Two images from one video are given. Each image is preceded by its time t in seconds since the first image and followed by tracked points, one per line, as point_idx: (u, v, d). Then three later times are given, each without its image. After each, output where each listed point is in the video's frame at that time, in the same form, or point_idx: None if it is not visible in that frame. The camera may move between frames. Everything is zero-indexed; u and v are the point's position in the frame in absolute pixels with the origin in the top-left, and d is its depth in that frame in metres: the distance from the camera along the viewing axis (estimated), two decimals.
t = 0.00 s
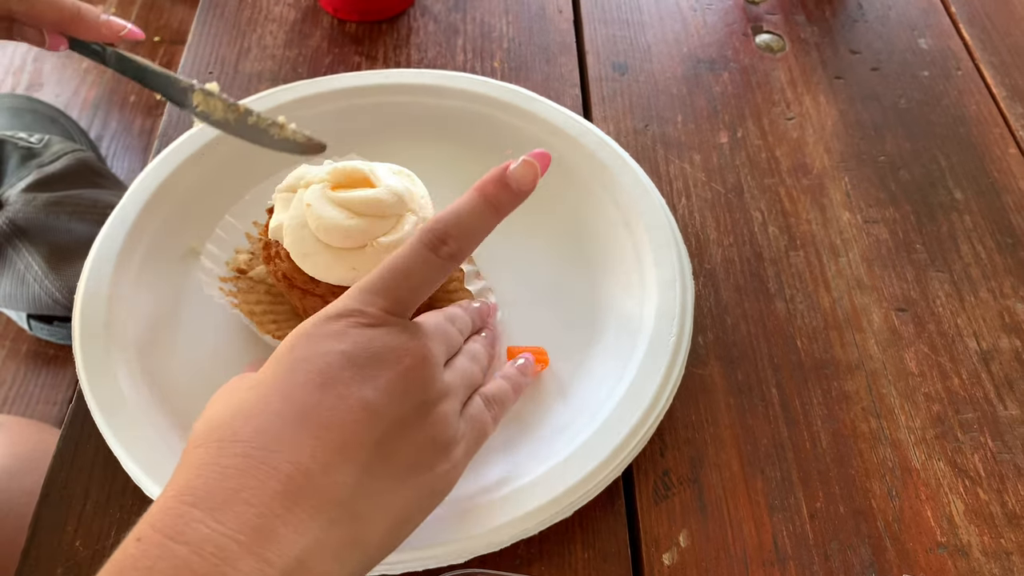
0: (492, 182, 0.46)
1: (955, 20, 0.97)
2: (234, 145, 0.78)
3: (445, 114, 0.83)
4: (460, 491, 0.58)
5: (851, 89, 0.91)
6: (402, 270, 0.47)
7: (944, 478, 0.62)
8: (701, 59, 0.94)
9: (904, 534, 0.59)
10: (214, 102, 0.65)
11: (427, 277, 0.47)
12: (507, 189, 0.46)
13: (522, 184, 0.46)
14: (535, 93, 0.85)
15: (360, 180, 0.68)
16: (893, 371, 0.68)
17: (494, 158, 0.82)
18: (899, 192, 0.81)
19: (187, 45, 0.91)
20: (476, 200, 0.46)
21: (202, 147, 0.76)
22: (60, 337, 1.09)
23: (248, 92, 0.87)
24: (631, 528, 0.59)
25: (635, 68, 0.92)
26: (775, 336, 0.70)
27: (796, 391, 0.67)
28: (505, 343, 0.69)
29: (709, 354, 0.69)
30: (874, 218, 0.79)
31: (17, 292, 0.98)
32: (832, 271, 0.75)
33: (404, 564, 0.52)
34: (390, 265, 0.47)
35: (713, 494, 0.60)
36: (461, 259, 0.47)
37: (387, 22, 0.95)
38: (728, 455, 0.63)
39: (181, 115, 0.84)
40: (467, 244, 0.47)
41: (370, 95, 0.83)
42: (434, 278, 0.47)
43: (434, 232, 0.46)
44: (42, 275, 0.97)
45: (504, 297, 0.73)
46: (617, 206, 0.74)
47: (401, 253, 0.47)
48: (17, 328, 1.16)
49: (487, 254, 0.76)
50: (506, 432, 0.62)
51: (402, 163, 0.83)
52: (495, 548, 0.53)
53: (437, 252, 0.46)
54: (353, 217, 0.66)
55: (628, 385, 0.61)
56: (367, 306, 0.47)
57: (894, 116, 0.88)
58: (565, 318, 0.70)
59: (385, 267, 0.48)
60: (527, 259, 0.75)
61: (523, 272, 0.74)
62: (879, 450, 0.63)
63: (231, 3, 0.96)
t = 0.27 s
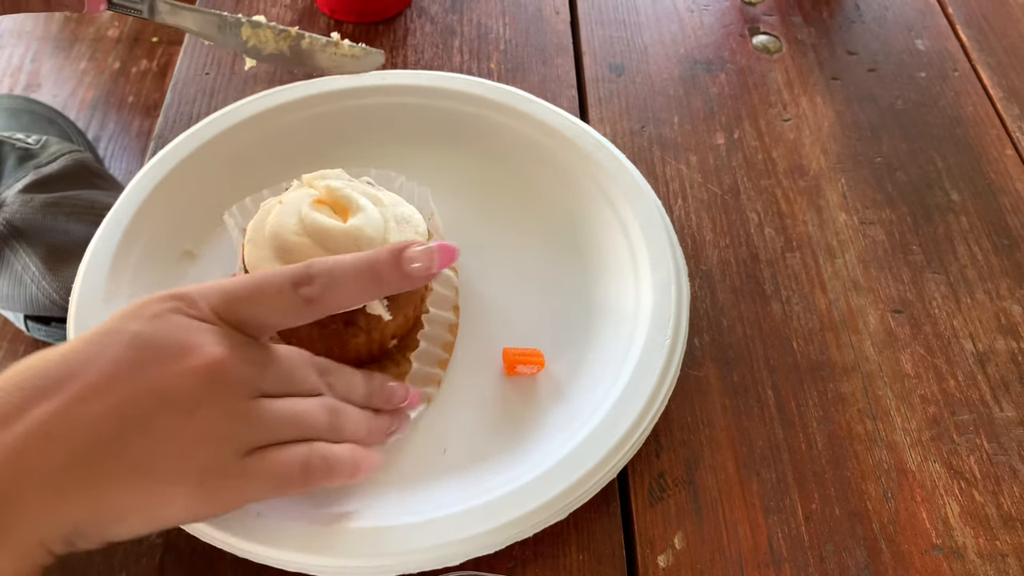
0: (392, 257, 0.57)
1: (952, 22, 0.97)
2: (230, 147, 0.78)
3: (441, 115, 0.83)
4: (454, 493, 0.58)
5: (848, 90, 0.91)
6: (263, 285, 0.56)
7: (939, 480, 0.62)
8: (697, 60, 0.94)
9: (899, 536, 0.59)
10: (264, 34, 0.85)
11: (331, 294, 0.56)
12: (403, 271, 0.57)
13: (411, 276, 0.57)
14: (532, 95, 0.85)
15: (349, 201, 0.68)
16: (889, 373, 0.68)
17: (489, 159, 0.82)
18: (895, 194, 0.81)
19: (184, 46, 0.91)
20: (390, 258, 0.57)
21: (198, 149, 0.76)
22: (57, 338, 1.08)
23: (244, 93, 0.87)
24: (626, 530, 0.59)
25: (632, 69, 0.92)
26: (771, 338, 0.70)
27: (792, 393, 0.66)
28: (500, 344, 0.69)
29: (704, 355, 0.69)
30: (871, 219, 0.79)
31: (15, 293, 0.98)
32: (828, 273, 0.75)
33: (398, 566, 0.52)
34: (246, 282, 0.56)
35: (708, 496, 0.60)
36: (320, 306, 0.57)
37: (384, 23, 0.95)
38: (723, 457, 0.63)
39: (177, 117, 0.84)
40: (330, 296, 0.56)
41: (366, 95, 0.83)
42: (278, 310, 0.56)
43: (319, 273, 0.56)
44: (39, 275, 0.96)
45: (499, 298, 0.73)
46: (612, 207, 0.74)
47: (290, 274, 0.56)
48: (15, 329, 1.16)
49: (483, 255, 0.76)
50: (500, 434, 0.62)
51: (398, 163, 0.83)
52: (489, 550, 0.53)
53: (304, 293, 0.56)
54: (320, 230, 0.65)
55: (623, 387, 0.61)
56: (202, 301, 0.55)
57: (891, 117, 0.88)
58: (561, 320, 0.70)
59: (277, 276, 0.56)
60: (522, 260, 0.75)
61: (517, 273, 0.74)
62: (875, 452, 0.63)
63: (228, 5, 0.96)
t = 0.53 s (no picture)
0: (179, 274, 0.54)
1: (950, 21, 0.97)
2: (228, 146, 0.78)
3: (439, 115, 0.83)
4: (452, 492, 0.58)
5: (846, 89, 0.91)
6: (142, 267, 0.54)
7: (936, 478, 0.62)
8: (696, 60, 0.94)
9: (896, 534, 0.59)
10: None
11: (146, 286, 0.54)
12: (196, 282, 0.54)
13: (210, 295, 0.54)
14: (530, 94, 0.85)
15: (325, 197, 0.65)
16: (886, 372, 0.68)
17: (487, 159, 0.82)
18: (893, 193, 0.81)
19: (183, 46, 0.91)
20: (168, 279, 0.54)
21: (196, 148, 0.76)
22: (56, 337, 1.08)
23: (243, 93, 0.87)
24: (623, 528, 0.59)
25: (630, 68, 0.92)
26: (768, 337, 0.70)
27: (789, 391, 0.67)
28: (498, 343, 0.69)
29: (702, 355, 0.69)
30: (868, 218, 0.79)
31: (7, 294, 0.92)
32: (826, 272, 0.75)
33: (397, 564, 0.52)
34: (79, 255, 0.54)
35: (706, 495, 0.61)
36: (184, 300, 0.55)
37: (382, 23, 0.95)
38: (721, 456, 0.63)
39: (176, 117, 0.84)
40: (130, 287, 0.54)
41: (365, 96, 0.83)
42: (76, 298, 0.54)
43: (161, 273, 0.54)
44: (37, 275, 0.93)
45: (496, 297, 0.72)
46: (610, 206, 0.74)
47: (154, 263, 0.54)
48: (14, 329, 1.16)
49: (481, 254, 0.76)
50: (498, 432, 0.62)
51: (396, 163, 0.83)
52: (487, 549, 0.53)
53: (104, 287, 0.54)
54: (277, 212, 0.63)
55: (620, 385, 0.61)
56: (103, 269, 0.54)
57: (888, 116, 0.88)
58: (559, 319, 0.70)
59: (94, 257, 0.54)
60: (519, 259, 0.75)
61: (515, 272, 0.74)
62: (872, 451, 0.64)
63: (227, 5, 0.96)
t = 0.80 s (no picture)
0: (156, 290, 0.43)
1: (948, 20, 0.98)
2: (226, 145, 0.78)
3: (438, 114, 0.83)
4: (450, 490, 0.57)
5: (844, 88, 0.91)
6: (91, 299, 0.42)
7: (934, 476, 0.62)
8: (694, 58, 0.94)
9: (894, 531, 0.59)
10: None
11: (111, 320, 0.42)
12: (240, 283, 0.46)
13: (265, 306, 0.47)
14: (529, 93, 0.85)
15: (308, 194, 0.64)
16: (884, 369, 0.68)
17: (485, 157, 0.82)
18: (891, 192, 0.81)
19: (181, 45, 0.91)
20: (256, 321, 0.45)
21: (193, 147, 0.77)
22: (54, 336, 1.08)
23: (241, 92, 0.87)
24: (621, 526, 0.59)
25: (628, 67, 0.92)
26: (766, 336, 0.70)
27: (787, 389, 0.67)
28: (496, 341, 0.69)
29: (700, 353, 0.69)
30: (867, 216, 0.79)
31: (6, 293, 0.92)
32: (824, 270, 0.75)
33: (394, 562, 0.52)
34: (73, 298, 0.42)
35: (704, 492, 0.60)
36: (173, 323, 0.44)
37: (381, 21, 0.95)
38: (719, 453, 0.63)
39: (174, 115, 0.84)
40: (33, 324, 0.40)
41: (363, 95, 0.83)
42: None
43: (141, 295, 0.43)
44: (37, 274, 0.92)
45: (494, 295, 0.72)
46: (608, 204, 0.74)
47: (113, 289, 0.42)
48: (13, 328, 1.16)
49: (477, 252, 0.76)
50: (497, 430, 0.62)
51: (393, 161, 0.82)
52: (484, 546, 0.53)
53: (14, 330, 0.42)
54: (257, 204, 0.63)
55: (618, 382, 0.61)
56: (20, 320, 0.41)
57: (887, 115, 0.88)
58: (557, 316, 0.70)
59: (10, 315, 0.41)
60: (517, 257, 0.75)
61: (512, 270, 0.74)
62: (870, 448, 0.63)
63: (225, 3, 0.96)
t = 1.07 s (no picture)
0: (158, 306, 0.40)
1: (946, 19, 0.98)
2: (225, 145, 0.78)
3: (437, 113, 0.83)
4: (448, 489, 0.58)
5: (842, 87, 0.91)
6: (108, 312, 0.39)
7: (932, 475, 0.62)
8: (692, 58, 0.94)
9: (891, 530, 0.59)
10: None
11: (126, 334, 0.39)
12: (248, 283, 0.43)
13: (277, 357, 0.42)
14: (527, 93, 0.85)
15: (306, 194, 0.64)
16: (882, 368, 0.68)
17: (484, 156, 0.82)
18: (889, 191, 0.81)
19: (180, 45, 0.91)
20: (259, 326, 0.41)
21: (192, 147, 0.77)
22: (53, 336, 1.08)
23: (239, 91, 0.87)
24: (619, 525, 0.59)
25: (627, 67, 0.92)
26: (764, 335, 0.70)
27: (785, 388, 0.67)
28: (494, 340, 0.69)
29: (698, 352, 0.69)
30: (865, 216, 0.79)
31: (11, 292, 0.94)
32: (822, 269, 0.75)
33: (392, 560, 0.52)
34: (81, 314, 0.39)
35: (701, 491, 0.61)
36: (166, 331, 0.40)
37: (379, 21, 0.95)
38: (717, 452, 0.63)
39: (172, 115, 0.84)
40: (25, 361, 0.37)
41: (361, 94, 0.83)
42: None
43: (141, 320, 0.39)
44: (36, 274, 0.93)
45: (492, 294, 0.73)
46: (607, 204, 0.74)
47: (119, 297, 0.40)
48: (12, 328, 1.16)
49: (475, 250, 0.76)
50: (495, 428, 0.62)
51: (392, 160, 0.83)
52: (482, 544, 0.53)
53: None
54: (255, 205, 0.63)
55: (616, 381, 0.61)
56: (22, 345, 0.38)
57: (885, 114, 0.88)
58: (555, 315, 0.70)
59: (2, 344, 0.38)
60: (515, 256, 0.75)
61: (510, 269, 0.74)
62: (868, 447, 0.64)
63: (224, 3, 0.96)
